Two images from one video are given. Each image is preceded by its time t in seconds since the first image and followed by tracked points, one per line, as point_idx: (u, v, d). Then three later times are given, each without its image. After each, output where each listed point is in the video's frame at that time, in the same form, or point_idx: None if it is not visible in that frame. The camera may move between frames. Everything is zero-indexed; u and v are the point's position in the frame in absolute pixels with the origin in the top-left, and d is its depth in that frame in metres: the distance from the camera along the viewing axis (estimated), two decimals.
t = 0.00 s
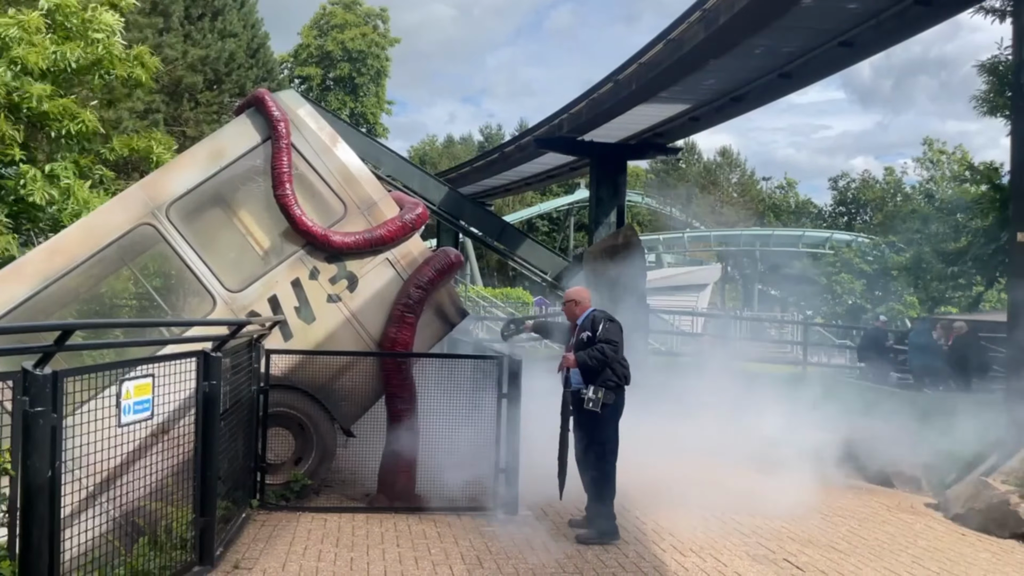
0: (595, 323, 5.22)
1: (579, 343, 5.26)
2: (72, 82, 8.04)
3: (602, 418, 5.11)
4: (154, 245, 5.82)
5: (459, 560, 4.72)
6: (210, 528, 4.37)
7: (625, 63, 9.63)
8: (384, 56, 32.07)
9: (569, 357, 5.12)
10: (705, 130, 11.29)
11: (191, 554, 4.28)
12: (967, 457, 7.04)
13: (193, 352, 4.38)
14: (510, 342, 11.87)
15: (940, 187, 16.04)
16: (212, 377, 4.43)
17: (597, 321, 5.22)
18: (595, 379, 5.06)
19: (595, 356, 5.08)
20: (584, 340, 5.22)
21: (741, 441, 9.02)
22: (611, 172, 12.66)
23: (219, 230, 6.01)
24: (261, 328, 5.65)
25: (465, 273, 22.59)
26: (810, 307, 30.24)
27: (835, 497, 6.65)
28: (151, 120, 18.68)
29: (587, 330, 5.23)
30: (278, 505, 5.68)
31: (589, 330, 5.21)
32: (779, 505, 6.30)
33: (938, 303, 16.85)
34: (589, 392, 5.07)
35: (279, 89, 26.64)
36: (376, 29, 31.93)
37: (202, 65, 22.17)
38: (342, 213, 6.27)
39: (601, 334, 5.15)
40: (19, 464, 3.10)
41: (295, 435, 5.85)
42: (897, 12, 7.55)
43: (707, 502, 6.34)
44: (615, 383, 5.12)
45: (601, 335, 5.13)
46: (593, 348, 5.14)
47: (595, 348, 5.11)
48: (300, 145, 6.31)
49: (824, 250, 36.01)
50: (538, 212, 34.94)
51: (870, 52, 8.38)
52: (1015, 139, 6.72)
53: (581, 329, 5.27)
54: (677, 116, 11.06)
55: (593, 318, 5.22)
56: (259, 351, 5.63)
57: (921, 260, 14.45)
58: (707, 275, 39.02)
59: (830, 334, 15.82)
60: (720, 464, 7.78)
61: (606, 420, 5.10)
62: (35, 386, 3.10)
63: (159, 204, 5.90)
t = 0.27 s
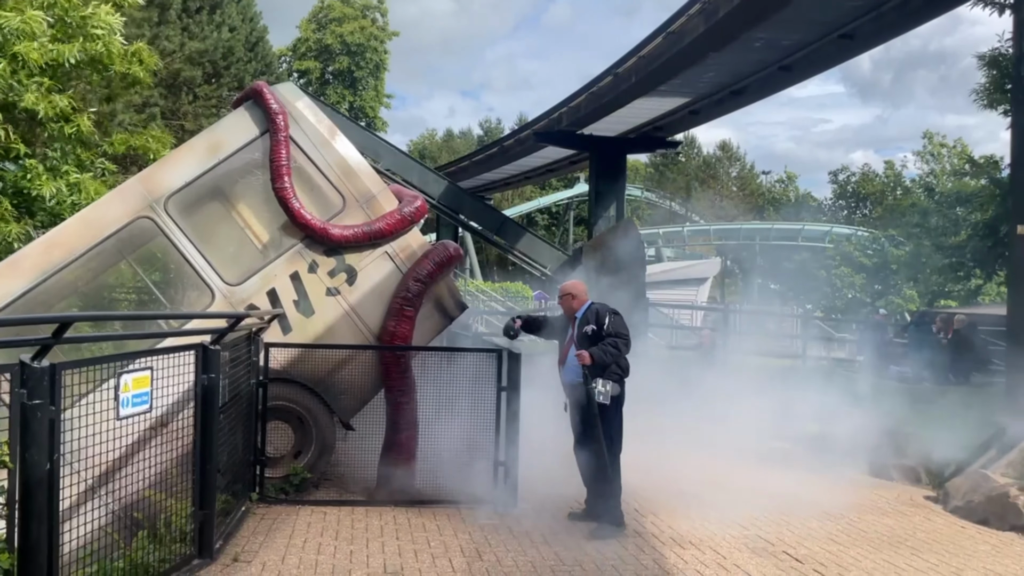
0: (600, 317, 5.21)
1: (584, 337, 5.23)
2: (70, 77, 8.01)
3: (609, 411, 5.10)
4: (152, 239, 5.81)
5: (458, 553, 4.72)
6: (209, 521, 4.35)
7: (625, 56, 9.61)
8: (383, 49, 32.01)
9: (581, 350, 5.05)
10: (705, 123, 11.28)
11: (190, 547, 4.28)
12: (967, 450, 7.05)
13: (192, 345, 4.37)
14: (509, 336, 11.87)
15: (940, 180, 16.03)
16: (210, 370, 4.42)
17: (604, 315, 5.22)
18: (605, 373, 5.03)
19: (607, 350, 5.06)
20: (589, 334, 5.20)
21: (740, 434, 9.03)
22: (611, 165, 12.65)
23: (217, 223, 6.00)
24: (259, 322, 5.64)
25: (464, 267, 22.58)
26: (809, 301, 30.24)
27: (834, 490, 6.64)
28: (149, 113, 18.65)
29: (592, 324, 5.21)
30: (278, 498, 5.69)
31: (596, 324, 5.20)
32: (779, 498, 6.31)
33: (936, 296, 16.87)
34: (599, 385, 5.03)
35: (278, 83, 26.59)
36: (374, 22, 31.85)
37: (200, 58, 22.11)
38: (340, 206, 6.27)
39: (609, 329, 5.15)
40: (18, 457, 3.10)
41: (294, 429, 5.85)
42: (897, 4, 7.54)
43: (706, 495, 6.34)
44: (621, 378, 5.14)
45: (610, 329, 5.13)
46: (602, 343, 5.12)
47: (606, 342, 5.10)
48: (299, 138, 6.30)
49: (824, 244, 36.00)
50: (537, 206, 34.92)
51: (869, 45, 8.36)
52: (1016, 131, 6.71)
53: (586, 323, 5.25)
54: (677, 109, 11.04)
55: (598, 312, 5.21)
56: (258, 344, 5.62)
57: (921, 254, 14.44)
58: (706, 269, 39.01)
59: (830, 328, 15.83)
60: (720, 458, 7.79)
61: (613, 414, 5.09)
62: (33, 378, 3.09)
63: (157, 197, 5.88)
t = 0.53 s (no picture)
0: (610, 318, 5.19)
1: (593, 337, 5.18)
2: (69, 74, 8.00)
3: (613, 413, 5.12)
4: (151, 235, 5.81)
5: (457, 547, 4.74)
6: (208, 517, 4.35)
7: (624, 52, 9.60)
8: (382, 45, 31.98)
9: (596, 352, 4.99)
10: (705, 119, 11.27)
11: (190, 542, 4.28)
12: (965, 445, 7.05)
13: (191, 341, 4.37)
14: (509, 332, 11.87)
15: (939, 175, 16.01)
16: (210, 366, 4.42)
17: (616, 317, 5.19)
18: (617, 376, 5.01)
19: (621, 353, 5.04)
20: (598, 334, 5.17)
21: (739, 429, 9.04)
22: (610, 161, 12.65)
23: (216, 219, 6.00)
24: (258, 318, 5.64)
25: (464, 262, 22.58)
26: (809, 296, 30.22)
27: (833, 485, 6.65)
28: (149, 110, 18.64)
29: (601, 325, 5.18)
30: (278, 494, 5.69)
31: (606, 326, 5.17)
32: (778, 493, 6.32)
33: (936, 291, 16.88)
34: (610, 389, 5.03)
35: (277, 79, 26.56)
36: (374, 18, 31.80)
37: (199, 54, 22.08)
38: (339, 202, 6.27)
39: (619, 331, 5.14)
40: (18, 453, 3.10)
41: (294, 425, 5.86)
42: None
43: (705, 489, 6.35)
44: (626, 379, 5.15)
45: (623, 332, 5.12)
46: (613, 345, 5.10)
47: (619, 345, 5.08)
48: (297, 134, 6.30)
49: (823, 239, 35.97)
50: (537, 202, 34.92)
51: (869, 40, 8.35)
52: (1015, 126, 6.70)
53: (596, 324, 5.20)
54: (676, 104, 11.03)
55: (609, 313, 5.18)
56: (257, 340, 5.62)
57: (920, 249, 14.43)
58: (706, 265, 38.99)
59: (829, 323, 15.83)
60: (719, 453, 7.79)
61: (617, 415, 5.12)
62: (32, 374, 3.10)
63: (156, 193, 5.88)
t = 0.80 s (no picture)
0: (625, 319, 5.13)
1: (609, 337, 5.10)
2: (66, 68, 8.00)
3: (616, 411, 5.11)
4: (150, 231, 5.81)
5: (457, 543, 4.75)
6: (209, 513, 4.36)
7: (624, 47, 9.58)
8: (381, 40, 31.93)
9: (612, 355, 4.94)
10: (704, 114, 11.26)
11: (190, 538, 4.29)
12: (966, 440, 7.05)
13: (191, 338, 4.36)
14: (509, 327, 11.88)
15: (940, 170, 15.98)
16: (210, 363, 4.42)
17: (633, 320, 5.13)
18: (627, 378, 5.00)
19: (637, 358, 5.01)
20: (612, 334, 5.10)
21: (739, 425, 9.05)
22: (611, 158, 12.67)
23: (216, 215, 6.00)
24: (258, 314, 5.64)
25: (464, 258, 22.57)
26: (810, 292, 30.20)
27: (833, 480, 6.66)
28: (148, 106, 18.62)
29: (615, 325, 5.12)
30: (278, 490, 5.69)
31: (621, 328, 5.11)
32: (777, 487, 6.33)
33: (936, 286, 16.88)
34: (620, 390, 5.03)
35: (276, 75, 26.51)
36: (373, 13, 31.72)
37: (198, 50, 22.06)
38: (339, 198, 6.26)
39: (633, 334, 5.10)
40: (17, 450, 3.11)
41: (294, 421, 5.88)
42: None
43: (705, 484, 6.36)
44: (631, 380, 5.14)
45: (638, 337, 5.08)
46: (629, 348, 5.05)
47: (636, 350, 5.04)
48: (297, 130, 6.29)
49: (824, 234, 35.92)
50: (537, 197, 34.90)
51: (868, 35, 8.34)
52: (1015, 121, 6.69)
53: (612, 325, 5.12)
54: (676, 100, 11.01)
55: (623, 314, 5.12)
56: (257, 337, 5.62)
57: (921, 243, 14.41)
58: (706, 260, 38.97)
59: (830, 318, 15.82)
60: (718, 448, 7.81)
61: (620, 415, 5.10)
62: (31, 370, 3.11)
63: (155, 189, 5.88)
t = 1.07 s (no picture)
0: (625, 316, 5.09)
1: (611, 335, 5.06)
2: (64, 65, 7.97)
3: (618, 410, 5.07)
4: (149, 229, 5.80)
5: (458, 540, 4.75)
6: (209, 511, 4.35)
7: (624, 43, 9.58)
8: (381, 37, 31.88)
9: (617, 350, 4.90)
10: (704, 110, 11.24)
11: (190, 536, 4.28)
12: (966, 436, 7.05)
13: (191, 336, 4.36)
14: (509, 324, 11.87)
15: (940, 166, 15.98)
16: (210, 361, 4.41)
17: (635, 317, 5.10)
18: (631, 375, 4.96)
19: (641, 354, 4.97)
20: (614, 332, 5.06)
21: (739, 422, 9.06)
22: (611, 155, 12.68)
23: (215, 213, 6.00)
24: (258, 312, 5.64)
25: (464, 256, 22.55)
26: (809, 288, 30.18)
27: (833, 476, 6.66)
28: (146, 103, 18.59)
29: (616, 323, 5.08)
30: (278, 488, 5.69)
31: (623, 325, 5.07)
32: (778, 484, 6.33)
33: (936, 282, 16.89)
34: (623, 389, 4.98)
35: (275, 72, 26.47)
36: (372, 10, 31.65)
37: (197, 47, 22.02)
38: (339, 196, 6.26)
39: (634, 331, 5.06)
40: (17, 448, 3.11)
41: (294, 418, 5.86)
42: None
43: (705, 480, 6.36)
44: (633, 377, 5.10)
45: (640, 332, 5.04)
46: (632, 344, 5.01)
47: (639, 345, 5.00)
48: (296, 128, 6.28)
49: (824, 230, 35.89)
50: (537, 194, 34.87)
51: (869, 30, 8.33)
52: (1016, 117, 6.69)
53: (614, 322, 5.09)
54: (676, 96, 11.00)
55: (625, 311, 5.09)
56: (257, 334, 5.62)
57: (921, 239, 14.41)
58: (706, 257, 38.95)
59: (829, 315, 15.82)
60: (719, 444, 7.81)
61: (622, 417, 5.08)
62: (32, 368, 3.10)
63: (154, 187, 5.88)
